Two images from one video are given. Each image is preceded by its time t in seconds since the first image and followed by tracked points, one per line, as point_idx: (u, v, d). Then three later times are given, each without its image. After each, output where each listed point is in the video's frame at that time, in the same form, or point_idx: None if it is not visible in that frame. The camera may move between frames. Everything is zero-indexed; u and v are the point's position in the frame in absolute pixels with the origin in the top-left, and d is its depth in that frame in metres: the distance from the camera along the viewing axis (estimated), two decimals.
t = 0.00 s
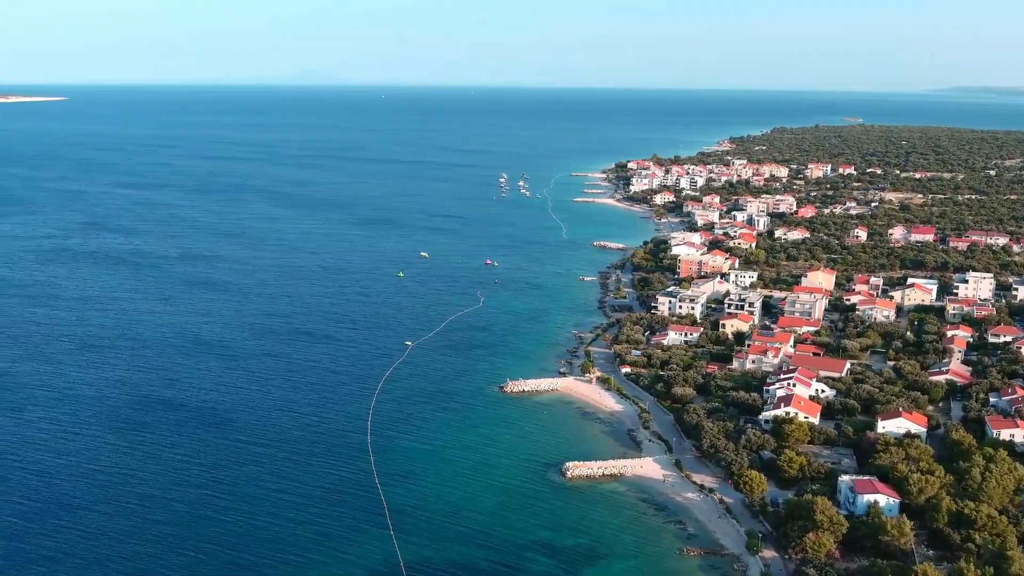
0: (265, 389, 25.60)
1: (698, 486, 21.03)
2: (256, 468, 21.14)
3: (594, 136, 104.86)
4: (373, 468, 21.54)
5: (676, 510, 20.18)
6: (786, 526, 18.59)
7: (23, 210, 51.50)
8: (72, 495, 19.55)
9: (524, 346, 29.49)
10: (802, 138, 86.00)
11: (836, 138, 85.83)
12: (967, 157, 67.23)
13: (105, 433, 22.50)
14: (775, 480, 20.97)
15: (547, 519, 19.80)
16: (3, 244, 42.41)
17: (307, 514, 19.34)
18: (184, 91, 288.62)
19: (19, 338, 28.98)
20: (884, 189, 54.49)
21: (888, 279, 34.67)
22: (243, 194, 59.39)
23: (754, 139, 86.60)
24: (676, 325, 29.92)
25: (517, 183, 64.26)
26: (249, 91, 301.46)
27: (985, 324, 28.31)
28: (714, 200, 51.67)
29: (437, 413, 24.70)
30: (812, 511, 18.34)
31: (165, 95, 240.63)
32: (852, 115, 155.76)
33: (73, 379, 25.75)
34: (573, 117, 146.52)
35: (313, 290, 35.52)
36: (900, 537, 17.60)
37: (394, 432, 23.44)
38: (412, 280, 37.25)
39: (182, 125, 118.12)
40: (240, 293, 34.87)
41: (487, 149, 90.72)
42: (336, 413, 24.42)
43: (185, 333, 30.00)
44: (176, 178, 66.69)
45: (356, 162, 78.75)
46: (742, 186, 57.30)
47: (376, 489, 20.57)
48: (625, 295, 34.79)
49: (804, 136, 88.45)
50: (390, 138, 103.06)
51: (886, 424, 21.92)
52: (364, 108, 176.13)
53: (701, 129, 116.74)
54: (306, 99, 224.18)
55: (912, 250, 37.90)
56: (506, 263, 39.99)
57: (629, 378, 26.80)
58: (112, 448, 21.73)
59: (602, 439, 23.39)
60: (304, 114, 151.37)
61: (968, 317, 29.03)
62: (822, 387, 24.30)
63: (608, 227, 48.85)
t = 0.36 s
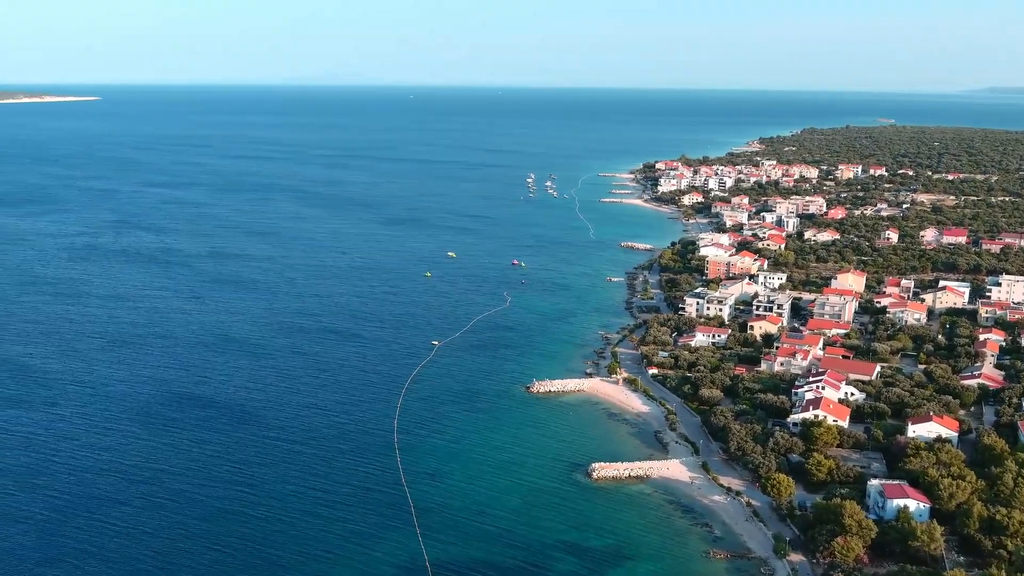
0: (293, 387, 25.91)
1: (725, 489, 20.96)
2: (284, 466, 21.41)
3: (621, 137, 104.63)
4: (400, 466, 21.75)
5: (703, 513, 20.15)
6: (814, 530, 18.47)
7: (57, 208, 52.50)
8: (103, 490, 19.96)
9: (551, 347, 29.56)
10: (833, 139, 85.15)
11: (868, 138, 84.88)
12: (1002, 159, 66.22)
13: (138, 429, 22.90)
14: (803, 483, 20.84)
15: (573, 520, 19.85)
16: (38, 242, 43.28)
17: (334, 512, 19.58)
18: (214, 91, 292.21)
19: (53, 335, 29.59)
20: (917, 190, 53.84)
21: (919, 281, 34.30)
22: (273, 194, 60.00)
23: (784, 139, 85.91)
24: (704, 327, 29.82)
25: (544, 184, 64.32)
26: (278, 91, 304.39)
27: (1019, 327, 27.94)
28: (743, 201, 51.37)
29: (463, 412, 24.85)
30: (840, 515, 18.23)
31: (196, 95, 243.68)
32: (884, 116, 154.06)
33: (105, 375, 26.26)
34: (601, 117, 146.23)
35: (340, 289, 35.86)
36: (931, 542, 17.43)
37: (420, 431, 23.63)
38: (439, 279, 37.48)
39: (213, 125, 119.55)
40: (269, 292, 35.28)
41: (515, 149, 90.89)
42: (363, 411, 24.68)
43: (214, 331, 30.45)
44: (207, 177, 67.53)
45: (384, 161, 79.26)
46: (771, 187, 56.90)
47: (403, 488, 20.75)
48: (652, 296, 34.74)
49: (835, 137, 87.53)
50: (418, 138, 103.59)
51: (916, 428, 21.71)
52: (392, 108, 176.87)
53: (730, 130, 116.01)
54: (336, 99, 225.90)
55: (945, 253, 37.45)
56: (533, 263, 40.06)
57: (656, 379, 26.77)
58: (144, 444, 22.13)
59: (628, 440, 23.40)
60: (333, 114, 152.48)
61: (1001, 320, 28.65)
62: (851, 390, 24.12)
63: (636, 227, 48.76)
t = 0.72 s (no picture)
0: (322, 385, 26.23)
1: (753, 492, 20.89)
2: (313, 463, 21.70)
3: (650, 137, 104.28)
4: (428, 465, 21.95)
5: (730, 516, 20.11)
6: (843, 535, 18.36)
7: (93, 207, 53.52)
8: (135, 485, 20.38)
9: (579, 348, 29.61)
10: (865, 141, 84.20)
11: (901, 140, 83.79)
12: None
13: (170, 426, 23.32)
14: (832, 487, 20.72)
15: (599, 522, 19.90)
16: (74, 240, 44.16)
17: (362, 510, 19.82)
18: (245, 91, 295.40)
19: (88, 332, 30.22)
20: (951, 193, 53.12)
21: (952, 284, 33.87)
22: (303, 193, 60.59)
23: (815, 140, 85.07)
24: (732, 329, 29.71)
25: (573, 184, 64.29)
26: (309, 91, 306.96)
27: None
28: (773, 203, 51.01)
29: (490, 412, 25.01)
30: (871, 520, 18.09)
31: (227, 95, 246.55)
32: (917, 116, 151.98)
33: (137, 372, 26.78)
34: (630, 117, 145.68)
35: (369, 288, 36.18)
36: (962, 549, 17.25)
37: (447, 431, 23.82)
38: (467, 279, 37.67)
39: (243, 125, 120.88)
40: (299, 291, 35.68)
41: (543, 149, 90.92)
42: (391, 410, 24.92)
43: (244, 328, 30.90)
44: (237, 177, 68.32)
45: (413, 161, 79.65)
46: (802, 188, 56.42)
47: (431, 487, 20.95)
48: (680, 297, 34.65)
49: (867, 138, 86.45)
50: (446, 138, 103.94)
51: (949, 433, 21.48)
52: (424, 107, 177.44)
53: (760, 130, 115.07)
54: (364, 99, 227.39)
55: (979, 256, 36.94)
56: (561, 264, 40.12)
57: (684, 381, 26.74)
58: (177, 440, 22.53)
59: (656, 442, 23.41)
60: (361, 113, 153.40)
61: None
62: (882, 394, 23.92)
63: (665, 228, 48.61)
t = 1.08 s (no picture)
0: (356, 383, 26.61)
1: (786, 496, 20.82)
2: (348, 461, 22.03)
3: (684, 138, 103.75)
4: (460, 464, 22.18)
5: (763, 520, 20.06)
6: (878, 540, 18.24)
7: (131, 205, 54.61)
8: (175, 479, 20.87)
9: (611, 349, 29.66)
10: (904, 141, 83.04)
11: (941, 141, 82.51)
12: None
13: (208, 422, 23.81)
14: (867, 492, 20.58)
15: (630, 524, 19.97)
16: (114, 237, 45.13)
17: (396, 507, 20.11)
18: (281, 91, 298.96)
19: (128, 328, 30.92)
20: (992, 195, 52.24)
21: (992, 288, 33.37)
22: (337, 192, 61.25)
23: (853, 141, 84.09)
24: (767, 331, 29.57)
25: (606, 184, 64.23)
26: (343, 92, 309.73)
27: None
28: (809, 204, 50.54)
29: (522, 412, 25.18)
30: (906, 526, 17.95)
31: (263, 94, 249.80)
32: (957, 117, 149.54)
33: (176, 368, 27.36)
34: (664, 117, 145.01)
35: (401, 287, 36.54)
36: (1000, 556, 17.06)
37: (480, 430, 24.03)
38: (500, 279, 37.88)
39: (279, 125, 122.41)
40: (333, 290, 36.14)
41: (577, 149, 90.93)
42: (424, 408, 25.20)
43: (280, 326, 31.40)
44: (272, 176, 69.25)
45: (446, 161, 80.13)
46: (838, 190, 55.85)
47: (464, 486, 21.18)
48: (714, 299, 34.53)
49: (906, 138, 85.22)
50: (480, 138, 104.33)
51: (987, 439, 21.23)
52: (457, 106, 178.39)
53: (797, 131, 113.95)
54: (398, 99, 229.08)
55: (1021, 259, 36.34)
56: (594, 264, 40.17)
57: (717, 383, 26.68)
58: (215, 436, 23.02)
59: (688, 445, 23.41)
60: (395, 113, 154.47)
61: None
62: (919, 398, 23.68)
63: (699, 230, 48.41)
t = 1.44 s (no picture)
0: (390, 382, 26.95)
1: (820, 501, 20.72)
2: (382, 459, 22.36)
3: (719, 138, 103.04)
4: (493, 464, 22.39)
5: (797, 524, 20.00)
6: (914, 547, 18.11)
7: (170, 204, 55.60)
8: (214, 475, 21.33)
9: (644, 350, 29.66)
10: (944, 143, 81.74)
11: (983, 142, 81.09)
12: None
13: (245, 419, 24.28)
14: (904, 498, 20.42)
15: (663, 526, 20.01)
16: (153, 235, 46.03)
17: (430, 505, 20.38)
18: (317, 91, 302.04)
19: (167, 326, 31.56)
20: None
21: None
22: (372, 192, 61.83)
23: (892, 142, 82.99)
24: (802, 334, 29.38)
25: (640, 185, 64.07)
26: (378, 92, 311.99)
27: None
28: (846, 205, 50.03)
29: (554, 413, 25.32)
30: (942, 533, 17.81)
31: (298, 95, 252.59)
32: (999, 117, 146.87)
33: (214, 366, 27.89)
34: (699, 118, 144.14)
35: (435, 287, 36.86)
36: None
37: (512, 430, 24.22)
38: (533, 279, 38.04)
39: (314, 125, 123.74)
40: (367, 289, 36.55)
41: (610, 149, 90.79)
42: (457, 407, 25.45)
43: (315, 325, 31.85)
44: (308, 175, 70.03)
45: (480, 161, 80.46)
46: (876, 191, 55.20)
47: (496, 485, 21.39)
48: (749, 301, 34.37)
49: (947, 140, 83.87)
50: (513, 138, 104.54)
51: None
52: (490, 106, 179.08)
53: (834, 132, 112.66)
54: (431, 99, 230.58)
55: None
56: (627, 265, 40.17)
57: (751, 386, 26.58)
58: (251, 433, 23.45)
59: (721, 448, 23.38)
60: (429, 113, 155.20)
61: None
62: (958, 403, 23.41)
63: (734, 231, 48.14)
